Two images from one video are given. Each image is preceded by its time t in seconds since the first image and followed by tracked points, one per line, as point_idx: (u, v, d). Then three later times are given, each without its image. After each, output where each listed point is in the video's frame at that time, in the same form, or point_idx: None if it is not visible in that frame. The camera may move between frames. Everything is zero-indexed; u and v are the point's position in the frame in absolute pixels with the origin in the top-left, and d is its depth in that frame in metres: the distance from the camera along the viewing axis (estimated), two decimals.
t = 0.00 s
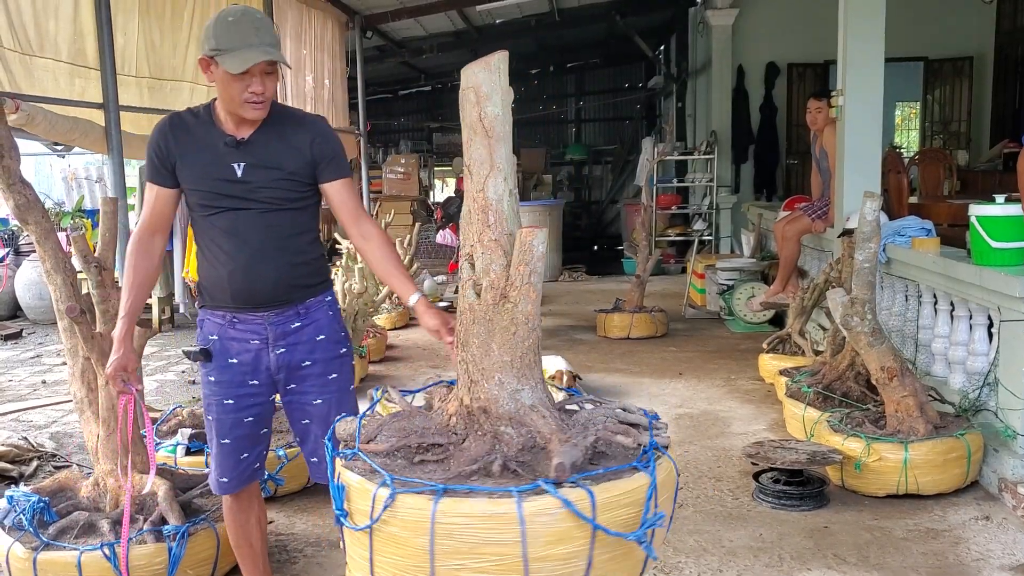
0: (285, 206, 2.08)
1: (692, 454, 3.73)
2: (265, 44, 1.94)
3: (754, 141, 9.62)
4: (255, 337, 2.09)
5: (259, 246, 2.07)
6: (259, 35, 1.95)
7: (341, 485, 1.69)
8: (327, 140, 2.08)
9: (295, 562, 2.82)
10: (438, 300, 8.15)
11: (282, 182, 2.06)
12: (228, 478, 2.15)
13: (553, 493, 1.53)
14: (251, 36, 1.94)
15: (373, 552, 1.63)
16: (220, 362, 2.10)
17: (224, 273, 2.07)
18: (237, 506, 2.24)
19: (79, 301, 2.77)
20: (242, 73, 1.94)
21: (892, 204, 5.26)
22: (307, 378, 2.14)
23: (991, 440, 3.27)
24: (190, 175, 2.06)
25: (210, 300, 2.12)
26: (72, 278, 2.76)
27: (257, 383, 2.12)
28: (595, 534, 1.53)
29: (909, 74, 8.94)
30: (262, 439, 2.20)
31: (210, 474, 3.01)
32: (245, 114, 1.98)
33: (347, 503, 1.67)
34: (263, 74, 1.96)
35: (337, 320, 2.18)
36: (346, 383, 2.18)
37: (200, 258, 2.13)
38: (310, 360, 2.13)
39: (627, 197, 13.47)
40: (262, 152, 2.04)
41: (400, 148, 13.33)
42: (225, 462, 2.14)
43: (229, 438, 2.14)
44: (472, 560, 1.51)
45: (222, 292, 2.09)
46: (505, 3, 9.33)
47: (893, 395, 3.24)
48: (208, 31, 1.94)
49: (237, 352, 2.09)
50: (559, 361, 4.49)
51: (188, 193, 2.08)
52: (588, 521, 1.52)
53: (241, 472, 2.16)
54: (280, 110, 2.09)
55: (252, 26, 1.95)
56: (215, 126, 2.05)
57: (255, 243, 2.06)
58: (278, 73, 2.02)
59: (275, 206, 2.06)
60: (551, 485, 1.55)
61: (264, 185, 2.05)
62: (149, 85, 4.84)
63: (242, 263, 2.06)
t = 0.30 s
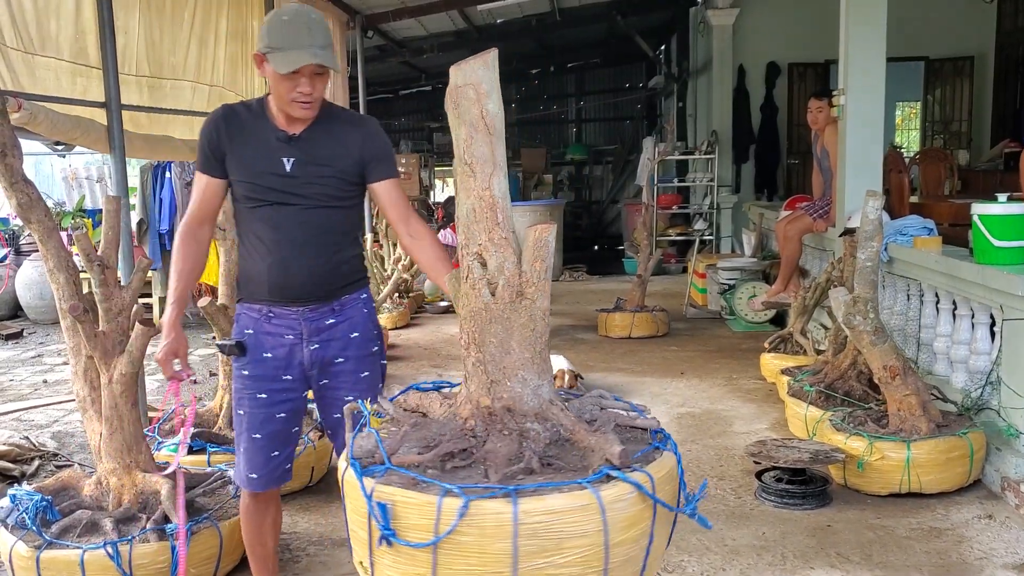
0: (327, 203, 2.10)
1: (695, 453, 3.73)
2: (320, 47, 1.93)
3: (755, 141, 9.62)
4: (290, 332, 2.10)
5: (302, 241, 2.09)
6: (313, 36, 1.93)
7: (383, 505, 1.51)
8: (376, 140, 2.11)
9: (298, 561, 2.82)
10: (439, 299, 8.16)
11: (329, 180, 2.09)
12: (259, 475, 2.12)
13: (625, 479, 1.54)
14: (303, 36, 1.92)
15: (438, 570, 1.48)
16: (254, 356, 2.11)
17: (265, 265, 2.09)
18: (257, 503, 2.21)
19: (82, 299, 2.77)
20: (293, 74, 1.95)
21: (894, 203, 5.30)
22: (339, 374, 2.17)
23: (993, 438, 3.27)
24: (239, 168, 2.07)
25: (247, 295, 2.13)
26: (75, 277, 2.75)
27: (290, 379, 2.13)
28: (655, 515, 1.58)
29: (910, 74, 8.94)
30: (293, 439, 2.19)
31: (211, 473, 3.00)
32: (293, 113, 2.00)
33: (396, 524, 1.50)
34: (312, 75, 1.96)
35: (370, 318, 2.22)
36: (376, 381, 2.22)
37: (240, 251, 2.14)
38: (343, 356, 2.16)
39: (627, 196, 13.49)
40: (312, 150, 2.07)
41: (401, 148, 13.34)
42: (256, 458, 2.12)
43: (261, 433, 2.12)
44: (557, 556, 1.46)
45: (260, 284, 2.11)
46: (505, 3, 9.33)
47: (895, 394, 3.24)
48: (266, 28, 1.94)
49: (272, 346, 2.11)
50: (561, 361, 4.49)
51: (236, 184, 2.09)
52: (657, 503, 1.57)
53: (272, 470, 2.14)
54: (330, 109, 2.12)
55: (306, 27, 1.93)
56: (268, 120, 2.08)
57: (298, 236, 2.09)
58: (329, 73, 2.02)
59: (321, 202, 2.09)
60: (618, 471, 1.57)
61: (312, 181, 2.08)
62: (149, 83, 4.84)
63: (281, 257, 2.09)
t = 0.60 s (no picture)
0: (361, 206, 2.14)
1: (697, 453, 3.73)
2: (373, 53, 1.92)
3: (755, 142, 9.64)
4: (316, 329, 2.15)
5: (335, 240, 2.14)
6: (365, 42, 1.92)
7: (458, 515, 1.41)
8: (416, 147, 2.13)
9: (302, 560, 2.82)
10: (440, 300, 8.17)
11: (367, 182, 2.13)
12: (277, 468, 2.17)
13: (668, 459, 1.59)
14: (355, 41, 1.90)
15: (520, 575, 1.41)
16: (280, 351, 2.16)
17: (298, 261, 2.14)
18: (269, 498, 2.24)
19: (85, 299, 2.77)
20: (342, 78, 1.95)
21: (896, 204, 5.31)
22: (362, 373, 2.22)
23: (996, 438, 3.27)
24: (280, 164, 2.11)
25: (277, 290, 2.19)
26: (78, 276, 2.75)
27: (314, 375, 2.18)
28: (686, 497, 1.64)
29: (910, 74, 8.94)
30: (314, 434, 2.23)
31: (214, 473, 3.00)
32: (340, 115, 2.02)
33: (471, 533, 1.41)
34: (362, 80, 1.96)
35: (396, 319, 2.25)
36: (398, 380, 2.26)
37: (275, 246, 2.20)
38: (368, 356, 2.20)
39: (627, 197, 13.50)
40: (353, 151, 2.10)
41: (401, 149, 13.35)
42: (276, 451, 2.17)
43: (282, 427, 2.18)
44: (631, 541, 1.47)
45: (289, 281, 2.16)
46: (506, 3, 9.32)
47: (897, 393, 3.25)
48: (319, 28, 1.93)
49: (297, 343, 2.16)
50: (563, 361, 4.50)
51: (276, 179, 2.14)
52: (690, 472, 1.64)
53: (292, 464, 2.19)
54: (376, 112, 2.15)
55: (359, 32, 1.92)
56: (313, 118, 2.11)
57: (329, 235, 2.13)
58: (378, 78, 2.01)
59: (357, 203, 2.13)
60: (658, 452, 1.62)
61: (350, 182, 2.11)
62: (151, 84, 4.83)
63: (313, 254, 2.13)
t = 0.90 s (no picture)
0: (375, 202, 2.17)
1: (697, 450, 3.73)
2: (392, 54, 1.90)
3: (755, 141, 9.64)
4: (329, 323, 2.17)
5: (352, 235, 2.16)
6: (383, 42, 1.89)
7: (544, 507, 1.37)
8: (432, 146, 2.15)
9: (302, 556, 2.82)
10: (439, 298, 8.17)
11: (384, 180, 2.15)
12: (287, 460, 2.17)
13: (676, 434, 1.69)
14: (374, 42, 1.88)
15: (598, 562, 1.42)
16: (293, 342, 2.18)
17: (313, 254, 2.17)
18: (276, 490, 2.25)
19: (85, 295, 2.77)
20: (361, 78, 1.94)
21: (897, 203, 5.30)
22: (373, 368, 2.23)
23: (996, 434, 3.28)
24: (298, 158, 2.13)
25: (291, 282, 2.21)
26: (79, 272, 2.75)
27: (326, 368, 2.20)
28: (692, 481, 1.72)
29: (910, 73, 8.93)
30: (324, 427, 2.23)
31: (214, 469, 3.00)
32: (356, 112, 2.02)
33: (557, 524, 1.38)
34: (379, 80, 1.95)
35: (408, 314, 2.27)
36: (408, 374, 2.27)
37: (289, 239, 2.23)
38: (380, 350, 2.21)
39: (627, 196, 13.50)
40: (371, 148, 2.12)
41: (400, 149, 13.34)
42: (286, 443, 2.18)
43: (293, 419, 2.18)
44: (677, 512, 1.54)
45: (303, 273, 2.18)
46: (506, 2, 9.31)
47: (897, 390, 3.25)
48: (339, 25, 1.91)
49: (310, 336, 2.18)
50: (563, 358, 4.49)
51: (295, 173, 2.16)
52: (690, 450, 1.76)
53: (301, 456, 2.19)
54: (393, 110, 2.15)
55: (378, 31, 1.89)
56: (332, 113, 2.12)
57: (345, 230, 2.16)
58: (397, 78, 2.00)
59: (372, 200, 2.16)
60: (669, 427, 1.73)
61: (367, 179, 2.14)
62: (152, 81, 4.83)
63: (328, 248, 2.16)
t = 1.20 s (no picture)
0: (376, 202, 2.17)
1: (696, 448, 3.72)
2: (356, 63, 1.85)
3: (755, 140, 9.64)
4: (328, 317, 2.18)
5: (352, 234, 2.17)
6: (348, 51, 1.84)
7: (621, 490, 1.44)
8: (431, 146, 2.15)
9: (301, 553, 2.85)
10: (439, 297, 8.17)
11: (382, 180, 2.15)
12: (281, 450, 2.17)
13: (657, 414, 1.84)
14: (336, 54, 1.83)
15: (655, 537, 1.52)
16: (294, 335, 2.19)
17: (315, 250, 2.19)
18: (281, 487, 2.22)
19: (84, 292, 2.77)
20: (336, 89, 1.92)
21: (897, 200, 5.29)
22: (371, 363, 2.22)
23: (995, 431, 3.27)
24: (298, 158, 2.14)
25: (295, 277, 2.23)
26: (77, 269, 2.75)
27: (323, 361, 2.20)
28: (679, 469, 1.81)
29: (910, 72, 8.93)
30: (319, 421, 2.22)
31: (213, 467, 2.99)
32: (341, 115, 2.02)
33: (631, 506, 1.45)
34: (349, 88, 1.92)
35: (408, 312, 2.25)
36: (408, 372, 2.25)
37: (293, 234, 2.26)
38: (379, 346, 2.21)
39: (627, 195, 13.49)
40: (368, 150, 2.13)
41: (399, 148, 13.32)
42: (281, 433, 2.17)
43: (288, 409, 2.18)
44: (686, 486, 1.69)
45: (304, 267, 2.21)
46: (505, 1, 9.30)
47: (896, 387, 3.25)
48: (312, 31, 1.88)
49: (311, 329, 2.18)
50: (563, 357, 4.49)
51: (296, 174, 2.18)
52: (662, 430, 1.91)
53: (296, 447, 2.17)
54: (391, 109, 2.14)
55: (342, 41, 1.83)
56: (331, 114, 2.12)
57: (344, 229, 2.17)
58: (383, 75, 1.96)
59: (373, 200, 2.17)
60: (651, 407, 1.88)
61: (365, 180, 2.14)
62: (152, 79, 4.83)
63: (329, 244, 2.17)
